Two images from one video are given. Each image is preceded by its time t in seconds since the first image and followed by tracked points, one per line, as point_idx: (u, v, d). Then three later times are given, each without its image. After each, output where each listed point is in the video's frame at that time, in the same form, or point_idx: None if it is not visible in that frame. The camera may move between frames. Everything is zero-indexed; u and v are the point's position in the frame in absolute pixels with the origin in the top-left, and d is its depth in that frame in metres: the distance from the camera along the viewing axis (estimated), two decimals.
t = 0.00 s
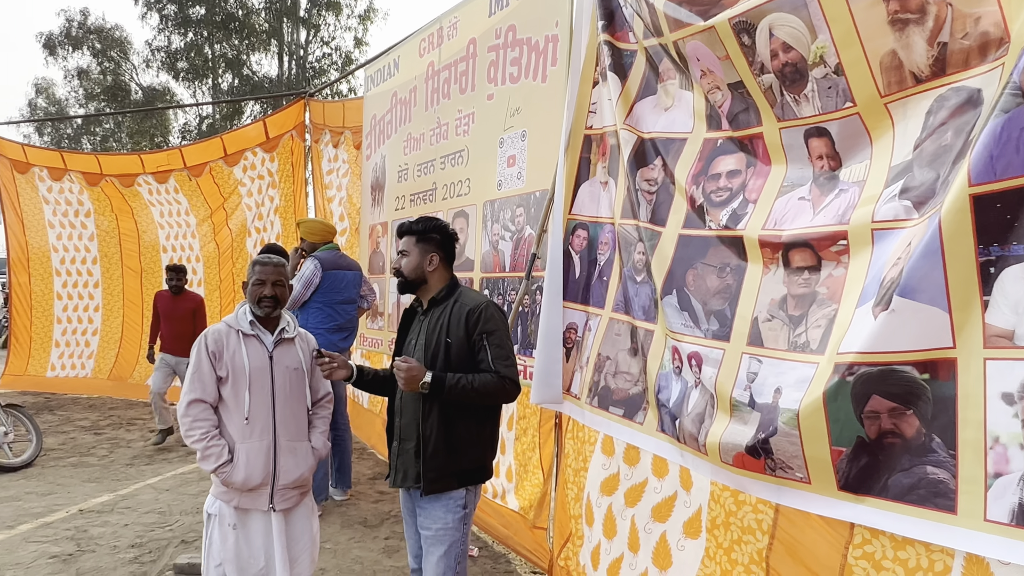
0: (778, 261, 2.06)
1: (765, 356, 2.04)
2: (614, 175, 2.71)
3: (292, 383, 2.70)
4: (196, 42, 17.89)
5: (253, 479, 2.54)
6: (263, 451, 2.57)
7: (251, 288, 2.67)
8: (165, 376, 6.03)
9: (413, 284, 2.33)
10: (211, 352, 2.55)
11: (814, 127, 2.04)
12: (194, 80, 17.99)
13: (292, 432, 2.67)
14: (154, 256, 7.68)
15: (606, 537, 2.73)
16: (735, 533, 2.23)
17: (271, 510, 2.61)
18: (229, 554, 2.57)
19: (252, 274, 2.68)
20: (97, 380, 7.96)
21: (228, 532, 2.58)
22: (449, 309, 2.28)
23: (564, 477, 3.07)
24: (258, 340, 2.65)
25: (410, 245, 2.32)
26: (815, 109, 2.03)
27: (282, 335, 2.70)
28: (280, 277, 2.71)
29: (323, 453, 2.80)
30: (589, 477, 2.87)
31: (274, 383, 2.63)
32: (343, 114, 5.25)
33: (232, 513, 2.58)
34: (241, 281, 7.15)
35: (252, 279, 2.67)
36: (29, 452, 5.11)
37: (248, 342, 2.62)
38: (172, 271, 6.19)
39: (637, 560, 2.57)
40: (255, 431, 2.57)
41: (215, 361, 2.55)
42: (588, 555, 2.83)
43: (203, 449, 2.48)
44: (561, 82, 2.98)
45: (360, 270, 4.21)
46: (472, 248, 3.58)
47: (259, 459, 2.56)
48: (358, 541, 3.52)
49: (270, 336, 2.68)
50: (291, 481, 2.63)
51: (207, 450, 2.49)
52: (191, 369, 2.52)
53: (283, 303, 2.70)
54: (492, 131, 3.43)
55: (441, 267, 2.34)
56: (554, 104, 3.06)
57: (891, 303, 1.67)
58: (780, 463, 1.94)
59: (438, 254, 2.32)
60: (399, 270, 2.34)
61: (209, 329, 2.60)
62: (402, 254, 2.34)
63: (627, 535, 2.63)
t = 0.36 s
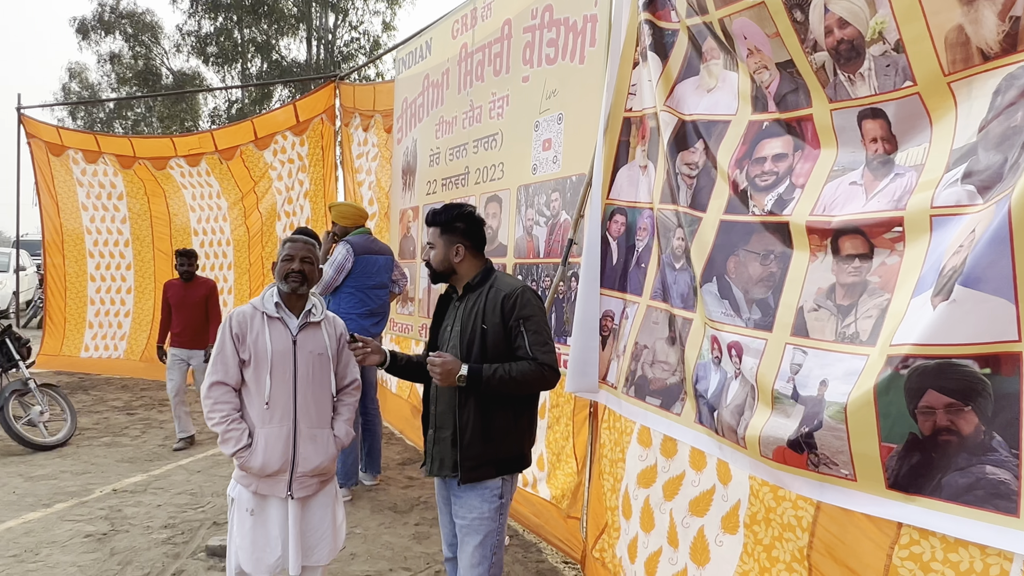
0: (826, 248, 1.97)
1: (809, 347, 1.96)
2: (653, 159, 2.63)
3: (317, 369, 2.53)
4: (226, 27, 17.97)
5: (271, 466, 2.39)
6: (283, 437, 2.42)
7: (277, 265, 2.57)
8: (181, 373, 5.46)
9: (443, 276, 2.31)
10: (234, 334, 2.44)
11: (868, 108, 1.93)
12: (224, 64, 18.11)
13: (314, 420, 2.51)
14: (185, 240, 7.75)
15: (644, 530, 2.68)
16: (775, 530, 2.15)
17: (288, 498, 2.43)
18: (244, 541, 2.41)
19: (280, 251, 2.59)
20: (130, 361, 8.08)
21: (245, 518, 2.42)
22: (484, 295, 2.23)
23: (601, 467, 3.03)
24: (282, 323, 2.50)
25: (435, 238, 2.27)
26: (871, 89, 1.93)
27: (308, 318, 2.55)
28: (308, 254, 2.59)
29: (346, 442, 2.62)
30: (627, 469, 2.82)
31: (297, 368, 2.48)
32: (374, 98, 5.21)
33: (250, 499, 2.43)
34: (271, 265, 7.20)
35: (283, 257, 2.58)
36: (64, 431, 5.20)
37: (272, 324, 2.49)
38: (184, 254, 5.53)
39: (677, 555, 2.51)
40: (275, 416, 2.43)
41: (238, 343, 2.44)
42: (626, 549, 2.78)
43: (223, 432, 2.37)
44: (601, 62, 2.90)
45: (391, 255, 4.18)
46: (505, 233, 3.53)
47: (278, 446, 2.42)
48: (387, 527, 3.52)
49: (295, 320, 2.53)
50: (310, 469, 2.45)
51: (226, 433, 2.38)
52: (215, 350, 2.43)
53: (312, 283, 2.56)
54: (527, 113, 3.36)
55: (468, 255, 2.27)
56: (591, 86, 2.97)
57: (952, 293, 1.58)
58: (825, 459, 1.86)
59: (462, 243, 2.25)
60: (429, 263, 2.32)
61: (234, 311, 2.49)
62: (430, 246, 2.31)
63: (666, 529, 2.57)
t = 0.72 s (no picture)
0: (886, 237, 1.86)
1: (866, 340, 1.88)
2: (699, 144, 2.55)
3: (354, 355, 2.39)
4: (257, 12, 18.02)
5: (310, 452, 2.25)
6: (321, 424, 2.28)
7: (328, 248, 2.34)
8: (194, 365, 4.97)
9: (484, 264, 2.25)
10: (270, 319, 2.28)
11: (935, 92, 1.80)
12: (254, 50, 18.20)
13: (352, 406, 2.37)
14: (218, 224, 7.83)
15: (693, 525, 2.62)
16: (823, 528, 2.09)
17: (327, 484, 2.31)
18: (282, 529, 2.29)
19: (334, 234, 2.36)
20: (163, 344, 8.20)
21: (284, 504, 2.30)
22: (526, 282, 2.15)
23: (643, 459, 2.98)
24: (319, 308, 2.34)
25: (475, 225, 2.21)
26: (939, 71, 1.79)
27: (344, 303, 2.39)
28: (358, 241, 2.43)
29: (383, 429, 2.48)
30: (674, 463, 2.75)
31: (335, 354, 2.33)
32: (408, 83, 5.17)
33: (287, 485, 2.30)
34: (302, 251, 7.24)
35: (331, 241, 2.36)
36: (102, 411, 5.28)
37: (309, 310, 2.33)
38: (199, 237, 4.98)
39: (729, 551, 2.43)
40: (313, 403, 2.29)
41: (273, 329, 2.28)
42: (672, 543, 2.72)
43: (259, 419, 2.23)
44: (647, 45, 2.81)
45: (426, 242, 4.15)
46: (544, 220, 3.48)
47: (316, 433, 2.28)
48: (422, 514, 3.51)
49: (332, 304, 2.37)
50: (349, 455, 2.32)
51: (263, 420, 2.24)
52: (249, 335, 2.26)
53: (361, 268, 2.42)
54: (568, 98, 3.29)
55: (511, 243, 2.21)
56: (635, 71, 2.90)
57: None
58: (883, 457, 1.79)
59: (505, 231, 2.20)
60: (468, 252, 2.26)
61: (269, 295, 2.33)
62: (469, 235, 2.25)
63: (717, 525, 2.50)
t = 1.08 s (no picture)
0: (945, 226, 1.76)
1: (923, 332, 1.79)
2: (743, 129, 2.46)
3: (389, 339, 2.33)
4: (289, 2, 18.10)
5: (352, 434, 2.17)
6: (361, 408, 2.21)
7: (368, 238, 2.25)
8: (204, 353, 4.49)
9: (520, 251, 2.17)
10: (303, 303, 2.16)
11: (1001, 74, 1.67)
12: (285, 40, 18.31)
13: (389, 389, 2.31)
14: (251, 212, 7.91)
15: (740, 520, 2.53)
16: (872, 523, 2.02)
17: (368, 465, 2.23)
18: (321, 517, 2.18)
19: (374, 224, 2.26)
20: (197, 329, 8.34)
21: (323, 492, 2.18)
22: (564, 269, 2.07)
23: (681, 452, 2.93)
24: (354, 293, 2.25)
25: (511, 211, 2.14)
26: (1006, 52, 1.66)
27: (376, 288, 2.31)
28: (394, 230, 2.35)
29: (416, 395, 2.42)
30: (719, 456, 2.67)
31: (372, 339, 2.26)
32: (441, 70, 5.14)
33: (327, 471, 2.19)
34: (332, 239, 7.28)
35: (370, 230, 2.26)
36: (139, 394, 5.37)
37: (344, 295, 2.23)
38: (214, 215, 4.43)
39: (778, 547, 2.35)
40: (353, 387, 2.21)
41: (308, 315, 2.17)
42: (720, 538, 2.63)
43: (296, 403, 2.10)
44: (690, 27, 2.73)
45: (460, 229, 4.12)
46: (580, 207, 3.43)
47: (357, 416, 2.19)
48: (454, 501, 3.50)
49: (365, 289, 2.29)
50: (387, 434, 2.26)
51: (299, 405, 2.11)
52: (278, 320, 2.13)
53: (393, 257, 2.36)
54: (607, 83, 3.22)
55: (547, 229, 2.14)
56: (675, 55, 2.82)
57: None
58: (942, 452, 1.72)
59: (541, 217, 2.12)
60: (503, 238, 2.18)
61: (299, 281, 2.21)
62: (504, 221, 2.17)
63: (765, 519, 2.41)
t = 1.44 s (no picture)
0: (986, 221, 1.69)
1: (963, 330, 1.73)
2: (771, 122, 2.39)
3: (404, 333, 2.31)
4: None
5: (371, 429, 2.15)
6: (381, 401, 2.19)
7: (383, 234, 2.23)
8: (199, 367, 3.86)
9: (535, 247, 2.11)
10: (320, 298, 2.14)
11: None
12: (310, 35, 18.41)
13: (405, 382, 2.30)
14: (274, 207, 7.97)
15: (770, 520, 2.49)
16: (913, 525, 1.95)
17: (386, 461, 2.21)
18: (340, 513, 2.16)
19: (389, 220, 2.25)
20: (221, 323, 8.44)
21: (343, 488, 2.16)
22: (580, 265, 2.01)
23: (706, 449, 2.87)
24: (368, 288, 2.24)
25: (524, 207, 2.06)
26: None
27: (390, 282, 2.29)
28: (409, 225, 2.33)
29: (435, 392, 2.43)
30: (745, 455, 2.62)
31: (388, 333, 2.24)
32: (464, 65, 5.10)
33: (348, 465, 2.16)
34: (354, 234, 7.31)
35: (384, 228, 2.24)
36: (163, 386, 5.44)
37: (359, 290, 2.21)
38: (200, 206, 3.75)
39: (811, 548, 2.29)
40: (371, 382, 2.19)
41: (323, 309, 2.14)
42: (749, 537, 2.58)
43: (315, 399, 2.07)
44: (716, 18, 2.66)
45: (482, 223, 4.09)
46: (603, 202, 3.38)
47: (376, 411, 2.17)
48: (474, 497, 3.49)
49: (380, 283, 2.28)
50: (405, 429, 2.25)
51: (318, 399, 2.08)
52: (295, 315, 2.10)
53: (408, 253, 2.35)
54: (631, 76, 3.17)
55: (562, 225, 2.07)
56: (701, 46, 2.76)
57: None
58: (985, 453, 1.66)
59: (555, 212, 2.05)
60: (518, 234, 2.12)
61: (313, 275, 2.18)
62: (518, 216, 2.10)
63: (796, 519, 2.36)
